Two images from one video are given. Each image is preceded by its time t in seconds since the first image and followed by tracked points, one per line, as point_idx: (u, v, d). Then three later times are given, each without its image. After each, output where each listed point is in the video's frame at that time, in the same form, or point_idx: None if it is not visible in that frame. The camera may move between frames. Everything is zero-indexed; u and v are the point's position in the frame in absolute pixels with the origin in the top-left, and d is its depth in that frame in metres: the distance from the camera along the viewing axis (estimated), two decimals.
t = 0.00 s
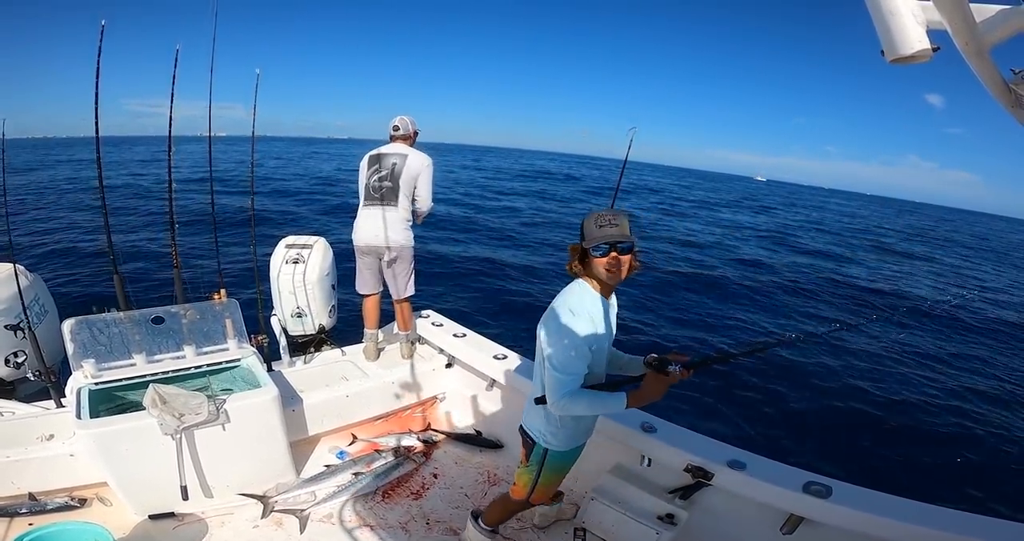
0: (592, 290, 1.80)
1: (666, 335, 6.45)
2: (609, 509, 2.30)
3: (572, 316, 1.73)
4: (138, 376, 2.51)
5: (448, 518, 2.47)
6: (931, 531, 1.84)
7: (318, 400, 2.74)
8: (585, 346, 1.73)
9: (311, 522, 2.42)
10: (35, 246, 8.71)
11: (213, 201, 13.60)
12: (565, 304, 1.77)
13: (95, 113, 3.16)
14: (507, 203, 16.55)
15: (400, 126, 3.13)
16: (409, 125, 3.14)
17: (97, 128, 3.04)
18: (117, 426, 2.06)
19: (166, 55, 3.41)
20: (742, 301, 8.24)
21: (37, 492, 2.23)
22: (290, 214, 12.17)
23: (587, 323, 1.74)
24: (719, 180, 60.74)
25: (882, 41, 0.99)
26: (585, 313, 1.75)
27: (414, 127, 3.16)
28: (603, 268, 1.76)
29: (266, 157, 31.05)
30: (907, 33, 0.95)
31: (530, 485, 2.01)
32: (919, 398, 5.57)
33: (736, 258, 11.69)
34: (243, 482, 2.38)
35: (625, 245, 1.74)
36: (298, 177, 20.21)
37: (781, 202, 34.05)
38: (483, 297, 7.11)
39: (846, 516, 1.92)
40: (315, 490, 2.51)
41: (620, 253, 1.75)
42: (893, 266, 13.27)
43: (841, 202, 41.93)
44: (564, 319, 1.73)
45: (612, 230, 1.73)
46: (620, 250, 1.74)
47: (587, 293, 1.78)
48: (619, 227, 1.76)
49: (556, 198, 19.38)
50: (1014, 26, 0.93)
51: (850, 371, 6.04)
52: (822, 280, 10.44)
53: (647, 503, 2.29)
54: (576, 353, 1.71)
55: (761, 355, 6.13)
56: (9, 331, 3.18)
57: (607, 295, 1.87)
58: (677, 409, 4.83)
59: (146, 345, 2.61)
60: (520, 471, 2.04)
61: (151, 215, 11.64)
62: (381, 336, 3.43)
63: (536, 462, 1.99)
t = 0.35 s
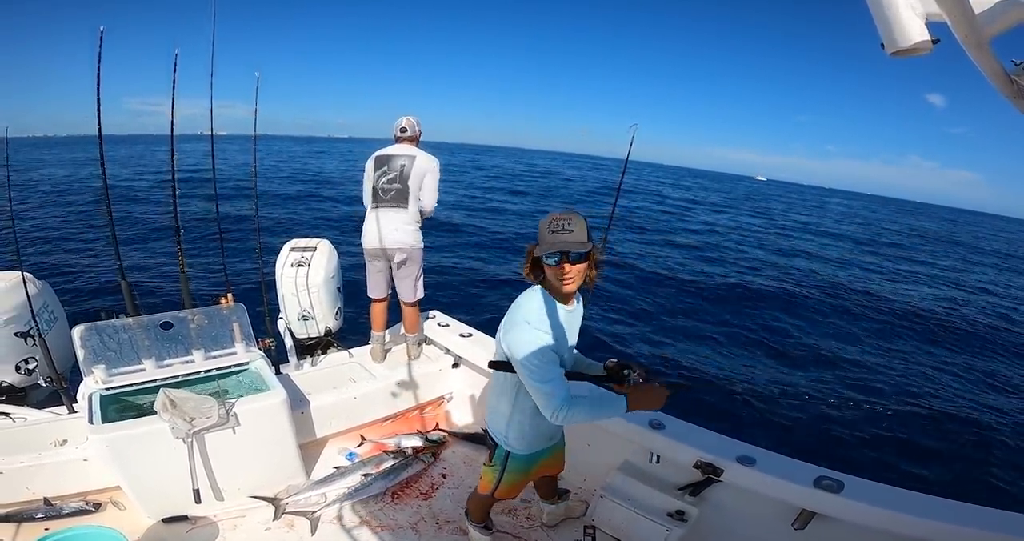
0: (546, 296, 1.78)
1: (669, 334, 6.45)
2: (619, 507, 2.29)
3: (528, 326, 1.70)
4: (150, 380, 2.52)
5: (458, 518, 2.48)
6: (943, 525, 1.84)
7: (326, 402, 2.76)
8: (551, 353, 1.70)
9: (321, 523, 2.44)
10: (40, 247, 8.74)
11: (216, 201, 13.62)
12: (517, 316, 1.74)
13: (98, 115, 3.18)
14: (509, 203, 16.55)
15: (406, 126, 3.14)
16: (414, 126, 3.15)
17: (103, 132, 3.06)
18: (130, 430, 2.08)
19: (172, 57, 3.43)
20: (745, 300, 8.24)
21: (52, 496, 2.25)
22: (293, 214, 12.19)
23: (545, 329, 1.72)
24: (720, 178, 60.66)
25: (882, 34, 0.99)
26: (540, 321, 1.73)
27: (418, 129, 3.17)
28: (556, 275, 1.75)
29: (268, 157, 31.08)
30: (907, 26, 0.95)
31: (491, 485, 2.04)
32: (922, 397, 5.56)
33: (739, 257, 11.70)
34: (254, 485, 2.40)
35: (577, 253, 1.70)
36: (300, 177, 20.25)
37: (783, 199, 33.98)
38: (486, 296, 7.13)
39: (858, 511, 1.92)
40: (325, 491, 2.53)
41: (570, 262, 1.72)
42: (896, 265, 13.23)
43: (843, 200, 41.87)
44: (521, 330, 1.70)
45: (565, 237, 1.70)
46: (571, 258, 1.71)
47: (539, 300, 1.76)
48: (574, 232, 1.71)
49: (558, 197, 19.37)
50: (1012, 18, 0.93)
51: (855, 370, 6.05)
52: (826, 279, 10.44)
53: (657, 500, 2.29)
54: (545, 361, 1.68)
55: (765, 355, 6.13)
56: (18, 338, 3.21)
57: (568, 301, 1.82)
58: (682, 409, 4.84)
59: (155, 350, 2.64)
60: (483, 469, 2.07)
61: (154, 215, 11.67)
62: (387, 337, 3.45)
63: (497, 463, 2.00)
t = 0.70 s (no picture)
0: (532, 298, 1.79)
1: (673, 333, 6.44)
2: (623, 504, 2.29)
3: (506, 323, 1.72)
4: (156, 381, 2.54)
5: (463, 517, 2.49)
6: (950, 522, 1.83)
7: (331, 402, 2.76)
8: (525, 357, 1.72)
9: (328, 522, 2.45)
10: (43, 246, 8.75)
11: (219, 201, 13.63)
12: (501, 311, 1.76)
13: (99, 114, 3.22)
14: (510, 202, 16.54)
15: (403, 120, 3.13)
16: (412, 120, 3.14)
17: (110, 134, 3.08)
18: (138, 430, 2.09)
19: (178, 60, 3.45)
20: (748, 299, 8.24)
21: (61, 497, 2.27)
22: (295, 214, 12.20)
23: (526, 331, 1.72)
24: (722, 177, 60.51)
25: (885, 29, 0.99)
26: (520, 319, 1.74)
27: (414, 123, 3.17)
28: (548, 269, 1.73)
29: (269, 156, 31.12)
30: (909, 20, 0.95)
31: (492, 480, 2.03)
32: (925, 399, 5.55)
33: (742, 256, 11.69)
34: (262, 484, 2.41)
35: (567, 245, 1.70)
36: (302, 176, 20.25)
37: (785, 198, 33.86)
38: (489, 296, 7.13)
39: (865, 508, 1.92)
40: (331, 490, 2.53)
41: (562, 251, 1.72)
42: (898, 266, 13.18)
43: (845, 199, 41.74)
44: (498, 326, 1.73)
45: (555, 229, 1.70)
46: (563, 250, 1.70)
47: (524, 300, 1.77)
48: (562, 225, 1.73)
49: (560, 196, 19.35)
50: (1016, 13, 0.93)
51: (858, 369, 6.05)
52: (829, 279, 10.42)
53: (662, 498, 2.29)
54: (512, 362, 1.70)
55: (769, 354, 6.13)
56: (24, 339, 3.22)
57: (557, 295, 1.87)
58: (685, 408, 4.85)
59: (162, 352, 2.65)
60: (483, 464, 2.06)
61: (157, 214, 11.68)
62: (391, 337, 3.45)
63: (496, 459, 1.99)
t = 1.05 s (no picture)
0: (528, 297, 1.78)
1: (673, 333, 6.43)
2: (619, 506, 2.28)
3: (505, 325, 1.72)
4: (152, 378, 2.53)
5: (458, 517, 2.48)
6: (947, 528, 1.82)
7: (328, 401, 2.76)
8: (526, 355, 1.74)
9: (322, 521, 2.44)
10: (45, 245, 8.78)
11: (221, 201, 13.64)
12: (498, 312, 1.76)
13: (104, 111, 3.28)
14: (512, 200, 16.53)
15: (397, 123, 3.15)
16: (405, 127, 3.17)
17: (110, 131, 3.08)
18: (133, 426, 2.09)
19: (178, 57, 3.44)
20: (750, 300, 8.21)
21: (54, 493, 2.26)
22: (297, 211, 12.20)
23: (525, 331, 1.73)
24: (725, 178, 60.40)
25: (889, 34, 0.99)
26: (517, 317, 1.74)
27: (405, 129, 3.18)
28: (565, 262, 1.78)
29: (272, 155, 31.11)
30: (915, 25, 0.94)
31: (493, 476, 2.03)
32: (925, 401, 5.54)
33: (745, 257, 11.64)
34: (256, 482, 2.40)
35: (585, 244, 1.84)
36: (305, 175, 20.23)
37: (789, 199, 33.78)
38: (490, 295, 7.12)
39: (860, 512, 1.91)
40: (326, 489, 2.52)
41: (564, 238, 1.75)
42: (900, 267, 13.15)
43: (849, 201, 41.61)
44: (497, 330, 1.73)
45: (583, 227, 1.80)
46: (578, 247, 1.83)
47: (520, 300, 1.76)
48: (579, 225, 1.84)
49: (562, 195, 19.30)
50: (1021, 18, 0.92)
51: (859, 372, 6.02)
52: (831, 280, 10.39)
53: (657, 500, 2.28)
54: (514, 363, 1.72)
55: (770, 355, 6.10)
56: (22, 334, 3.22)
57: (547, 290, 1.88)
58: (684, 410, 4.84)
59: (159, 348, 2.65)
60: (483, 461, 2.06)
61: (159, 213, 11.69)
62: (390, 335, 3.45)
63: (495, 454, 1.99)
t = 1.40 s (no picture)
0: (531, 291, 1.79)
1: (671, 334, 6.41)
2: (610, 509, 2.28)
3: (511, 319, 1.71)
4: (145, 371, 2.51)
5: (450, 517, 2.47)
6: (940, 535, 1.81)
7: (323, 398, 2.75)
8: (534, 347, 1.74)
9: (313, 519, 2.44)
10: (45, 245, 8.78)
11: (220, 201, 13.64)
12: (502, 308, 1.75)
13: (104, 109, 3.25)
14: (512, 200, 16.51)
15: (396, 119, 3.17)
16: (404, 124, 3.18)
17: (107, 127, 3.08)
18: (124, 421, 2.08)
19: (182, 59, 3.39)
20: (750, 300, 8.19)
21: (41, 487, 2.25)
22: (296, 211, 12.18)
23: (532, 323, 1.73)
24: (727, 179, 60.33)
25: (893, 42, 0.98)
26: (522, 311, 1.73)
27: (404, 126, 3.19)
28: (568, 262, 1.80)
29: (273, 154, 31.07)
30: (920, 33, 0.94)
31: (503, 475, 2.02)
32: (926, 401, 5.51)
33: (745, 257, 11.61)
34: (247, 479, 2.39)
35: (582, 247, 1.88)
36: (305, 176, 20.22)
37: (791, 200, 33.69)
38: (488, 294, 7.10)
39: (851, 520, 1.91)
40: (317, 487, 2.52)
41: (565, 239, 1.76)
42: (903, 266, 13.10)
43: (851, 203, 41.51)
44: (503, 326, 1.72)
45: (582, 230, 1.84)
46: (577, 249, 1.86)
47: (523, 294, 1.76)
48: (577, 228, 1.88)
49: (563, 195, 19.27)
50: None
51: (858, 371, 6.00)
52: (832, 281, 10.37)
53: (649, 503, 2.27)
54: (523, 357, 1.71)
55: (768, 356, 6.09)
56: (16, 326, 3.21)
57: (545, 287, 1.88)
58: (682, 410, 4.82)
59: (153, 342, 2.64)
60: (490, 463, 2.05)
61: (158, 213, 11.68)
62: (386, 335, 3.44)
63: (504, 452, 1.99)
